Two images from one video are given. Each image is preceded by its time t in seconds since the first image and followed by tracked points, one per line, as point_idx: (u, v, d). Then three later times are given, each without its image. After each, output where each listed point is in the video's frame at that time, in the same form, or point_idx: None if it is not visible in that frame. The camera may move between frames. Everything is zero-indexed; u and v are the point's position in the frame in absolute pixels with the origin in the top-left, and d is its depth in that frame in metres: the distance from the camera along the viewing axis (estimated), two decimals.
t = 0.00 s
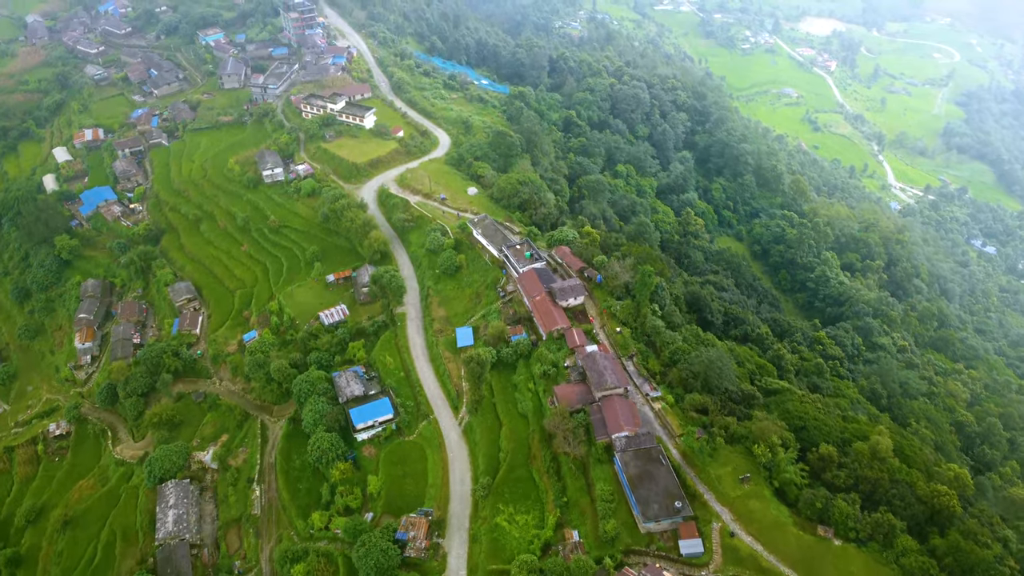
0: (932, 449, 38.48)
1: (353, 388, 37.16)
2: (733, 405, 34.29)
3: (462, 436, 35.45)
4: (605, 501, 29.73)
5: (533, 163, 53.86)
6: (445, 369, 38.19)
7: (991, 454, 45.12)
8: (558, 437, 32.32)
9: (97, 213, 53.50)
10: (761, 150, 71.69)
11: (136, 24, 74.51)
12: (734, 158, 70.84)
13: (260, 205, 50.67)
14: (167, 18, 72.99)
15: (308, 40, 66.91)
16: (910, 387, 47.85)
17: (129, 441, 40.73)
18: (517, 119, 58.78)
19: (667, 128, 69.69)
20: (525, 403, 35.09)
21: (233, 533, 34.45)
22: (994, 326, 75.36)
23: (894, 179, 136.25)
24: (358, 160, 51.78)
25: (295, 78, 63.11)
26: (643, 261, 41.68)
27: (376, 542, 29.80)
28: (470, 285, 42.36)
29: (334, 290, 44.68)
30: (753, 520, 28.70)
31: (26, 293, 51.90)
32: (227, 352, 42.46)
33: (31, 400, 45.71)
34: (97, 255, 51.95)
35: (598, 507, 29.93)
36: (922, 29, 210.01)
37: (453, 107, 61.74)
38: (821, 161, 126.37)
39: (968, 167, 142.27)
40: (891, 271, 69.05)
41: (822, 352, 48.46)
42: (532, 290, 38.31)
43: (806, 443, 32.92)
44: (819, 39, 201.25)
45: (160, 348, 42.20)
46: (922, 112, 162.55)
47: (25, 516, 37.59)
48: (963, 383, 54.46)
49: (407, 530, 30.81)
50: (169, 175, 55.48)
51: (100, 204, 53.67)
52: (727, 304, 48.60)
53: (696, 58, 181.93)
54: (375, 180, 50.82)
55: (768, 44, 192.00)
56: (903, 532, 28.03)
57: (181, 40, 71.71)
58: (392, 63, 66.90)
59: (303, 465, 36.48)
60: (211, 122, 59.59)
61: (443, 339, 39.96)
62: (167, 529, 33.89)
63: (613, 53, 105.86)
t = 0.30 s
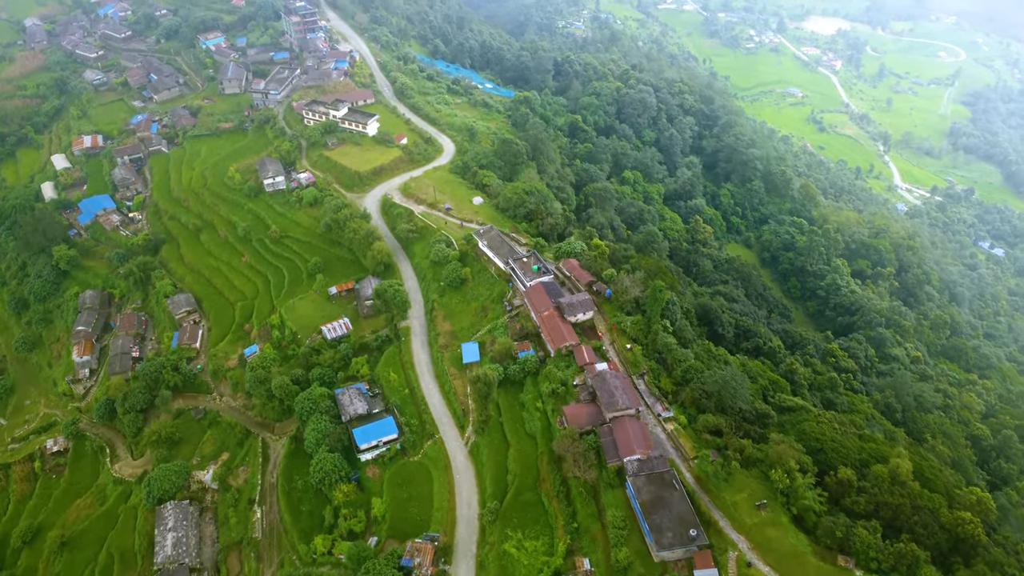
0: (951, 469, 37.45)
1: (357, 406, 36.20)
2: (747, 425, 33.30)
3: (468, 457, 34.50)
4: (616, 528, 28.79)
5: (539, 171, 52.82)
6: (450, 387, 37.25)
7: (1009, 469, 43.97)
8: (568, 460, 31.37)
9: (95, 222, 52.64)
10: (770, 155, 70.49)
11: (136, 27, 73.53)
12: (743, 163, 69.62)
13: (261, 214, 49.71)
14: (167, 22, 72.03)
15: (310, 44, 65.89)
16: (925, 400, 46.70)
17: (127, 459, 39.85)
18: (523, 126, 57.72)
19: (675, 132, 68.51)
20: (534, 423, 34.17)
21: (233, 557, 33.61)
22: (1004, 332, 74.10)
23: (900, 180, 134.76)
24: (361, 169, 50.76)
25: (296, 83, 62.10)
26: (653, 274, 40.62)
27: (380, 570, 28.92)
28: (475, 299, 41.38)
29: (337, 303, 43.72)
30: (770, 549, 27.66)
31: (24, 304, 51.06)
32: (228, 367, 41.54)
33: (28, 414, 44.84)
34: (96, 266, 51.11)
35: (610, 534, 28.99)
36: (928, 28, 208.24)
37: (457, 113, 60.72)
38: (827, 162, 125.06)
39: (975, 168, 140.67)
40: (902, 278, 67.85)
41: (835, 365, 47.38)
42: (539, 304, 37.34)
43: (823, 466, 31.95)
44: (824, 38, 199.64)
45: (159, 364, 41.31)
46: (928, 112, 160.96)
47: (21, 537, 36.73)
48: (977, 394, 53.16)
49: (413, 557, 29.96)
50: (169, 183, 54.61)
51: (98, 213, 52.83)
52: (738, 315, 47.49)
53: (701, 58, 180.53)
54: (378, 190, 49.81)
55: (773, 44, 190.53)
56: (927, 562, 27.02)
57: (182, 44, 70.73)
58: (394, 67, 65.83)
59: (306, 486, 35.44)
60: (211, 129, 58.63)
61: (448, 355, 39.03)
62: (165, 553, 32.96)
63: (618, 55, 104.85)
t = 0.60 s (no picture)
0: (973, 488, 36.48)
1: (363, 425, 35.24)
2: (765, 447, 32.35)
3: (478, 478, 33.60)
4: (632, 556, 27.84)
5: (546, 179, 51.85)
6: (458, 405, 36.34)
7: None
8: (582, 484, 30.43)
9: (95, 232, 51.79)
10: (779, 159, 69.41)
11: (135, 31, 72.51)
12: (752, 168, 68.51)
13: (264, 224, 48.80)
14: (168, 26, 71.06)
15: (312, 48, 64.85)
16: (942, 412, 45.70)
17: (128, 477, 39.00)
18: (530, 132, 56.72)
19: (683, 137, 67.45)
20: (545, 443, 33.26)
21: None
22: (1015, 337, 73.06)
23: (905, 181, 133.49)
24: (365, 178, 49.82)
25: (298, 89, 61.15)
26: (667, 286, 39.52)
27: None
28: (483, 313, 40.42)
29: (341, 316, 42.82)
30: None
31: (23, 315, 50.23)
32: (230, 383, 40.65)
33: (27, 430, 44.01)
34: (96, 277, 50.25)
35: (625, 561, 28.06)
36: (932, 26, 206.88)
37: (462, 119, 59.80)
38: (833, 163, 123.92)
39: (981, 168, 139.41)
40: (914, 285, 66.80)
41: (850, 378, 46.41)
42: (549, 320, 36.41)
43: (844, 490, 31.03)
44: (828, 37, 198.34)
45: (160, 379, 40.43)
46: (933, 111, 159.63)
47: (20, 559, 35.87)
48: (993, 405, 52.09)
49: None
50: (170, 192, 53.69)
51: (98, 223, 51.89)
52: (750, 326, 46.47)
53: (704, 57, 179.32)
54: (382, 199, 48.88)
55: (776, 43, 189.30)
56: None
57: (182, 48, 69.77)
58: (398, 72, 64.90)
59: (311, 508, 34.56)
60: (213, 136, 57.68)
61: (456, 371, 38.13)
62: None
63: (622, 57, 103.83)
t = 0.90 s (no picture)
0: (997, 508, 35.53)
1: (371, 444, 34.33)
2: (786, 469, 31.49)
3: (490, 499, 32.72)
4: None
5: (555, 187, 50.87)
6: (469, 423, 35.46)
7: None
8: (598, 508, 29.52)
9: (96, 242, 50.94)
10: (789, 165, 68.38)
11: (136, 35, 71.61)
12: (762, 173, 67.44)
13: (268, 234, 47.88)
14: (169, 31, 70.20)
15: (315, 53, 63.90)
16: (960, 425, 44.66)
17: (131, 496, 38.15)
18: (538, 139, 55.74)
19: (692, 142, 66.46)
20: (559, 464, 32.37)
21: None
22: None
23: (911, 182, 132.37)
24: (371, 187, 48.87)
25: (302, 94, 60.22)
26: (682, 299, 38.61)
27: None
28: (493, 327, 39.49)
29: (348, 329, 41.93)
30: None
31: (23, 327, 49.41)
32: (235, 399, 39.74)
33: (27, 446, 43.16)
34: (97, 288, 49.41)
35: None
36: (936, 25, 205.54)
37: (468, 125, 58.89)
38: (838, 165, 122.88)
39: (987, 168, 138.19)
40: (926, 291, 65.74)
41: (866, 391, 45.47)
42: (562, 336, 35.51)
43: (869, 514, 30.17)
44: (831, 36, 197.18)
45: (163, 395, 39.55)
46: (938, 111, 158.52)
47: None
48: (1010, 416, 50.95)
49: None
50: (172, 201, 52.82)
51: (99, 232, 51.01)
52: (764, 338, 45.54)
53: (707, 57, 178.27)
54: (388, 208, 47.93)
55: (780, 42, 188.16)
56: None
57: (183, 53, 68.85)
58: (403, 77, 63.99)
59: (318, 530, 33.70)
60: (215, 143, 56.80)
61: (466, 388, 37.24)
62: None
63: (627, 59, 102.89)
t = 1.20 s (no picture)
0: None
1: (382, 465, 33.47)
2: (811, 491, 30.66)
3: (505, 522, 31.84)
4: None
5: (565, 195, 49.98)
6: (482, 442, 34.63)
7: None
8: (618, 533, 28.60)
9: (99, 252, 50.14)
10: (801, 170, 67.44)
11: (139, 41, 70.83)
12: (772, 179, 66.52)
13: (274, 245, 47.04)
14: (171, 36, 69.37)
15: (320, 58, 63.01)
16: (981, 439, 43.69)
17: (136, 516, 37.32)
18: (548, 146, 54.89)
19: (701, 147, 65.53)
20: (576, 486, 31.51)
21: None
22: None
23: (917, 183, 131.34)
24: (378, 196, 48.02)
25: (307, 101, 59.37)
26: (699, 313, 37.75)
27: None
28: (505, 341, 38.63)
29: (356, 343, 41.09)
30: None
31: (25, 340, 48.58)
32: (242, 416, 38.87)
33: (30, 463, 42.33)
34: (100, 300, 48.58)
35: None
36: (939, 24, 204.44)
37: (476, 132, 58.07)
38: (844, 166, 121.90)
39: (992, 168, 137.03)
40: (939, 297, 64.71)
41: (884, 404, 44.56)
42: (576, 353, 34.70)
43: (898, 539, 29.38)
44: (835, 36, 196.16)
45: (169, 412, 38.72)
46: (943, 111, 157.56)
47: None
48: None
49: None
50: (175, 210, 51.97)
51: (102, 243, 50.18)
52: (780, 351, 44.67)
53: (710, 57, 177.27)
54: (396, 218, 47.08)
55: (783, 42, 187.19)
56: None
57: (186, 58, 68.00)
58: (409, 83, 63.14)
59: (329, 553, 32.85)
60: (219, 151, 55.97)
61: (479, 405, 36.39)
62: None
63: (632, 62, 102.05)
